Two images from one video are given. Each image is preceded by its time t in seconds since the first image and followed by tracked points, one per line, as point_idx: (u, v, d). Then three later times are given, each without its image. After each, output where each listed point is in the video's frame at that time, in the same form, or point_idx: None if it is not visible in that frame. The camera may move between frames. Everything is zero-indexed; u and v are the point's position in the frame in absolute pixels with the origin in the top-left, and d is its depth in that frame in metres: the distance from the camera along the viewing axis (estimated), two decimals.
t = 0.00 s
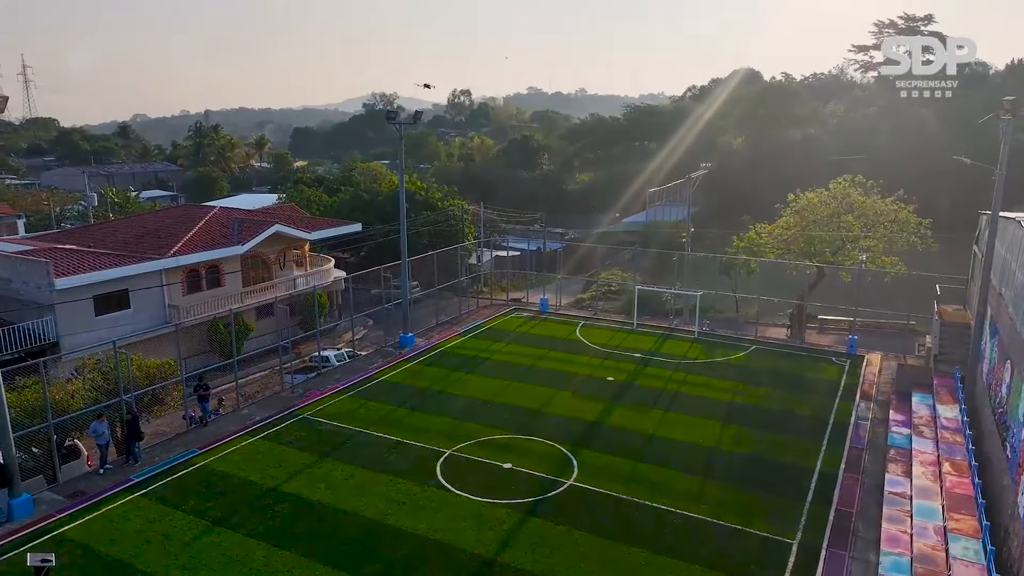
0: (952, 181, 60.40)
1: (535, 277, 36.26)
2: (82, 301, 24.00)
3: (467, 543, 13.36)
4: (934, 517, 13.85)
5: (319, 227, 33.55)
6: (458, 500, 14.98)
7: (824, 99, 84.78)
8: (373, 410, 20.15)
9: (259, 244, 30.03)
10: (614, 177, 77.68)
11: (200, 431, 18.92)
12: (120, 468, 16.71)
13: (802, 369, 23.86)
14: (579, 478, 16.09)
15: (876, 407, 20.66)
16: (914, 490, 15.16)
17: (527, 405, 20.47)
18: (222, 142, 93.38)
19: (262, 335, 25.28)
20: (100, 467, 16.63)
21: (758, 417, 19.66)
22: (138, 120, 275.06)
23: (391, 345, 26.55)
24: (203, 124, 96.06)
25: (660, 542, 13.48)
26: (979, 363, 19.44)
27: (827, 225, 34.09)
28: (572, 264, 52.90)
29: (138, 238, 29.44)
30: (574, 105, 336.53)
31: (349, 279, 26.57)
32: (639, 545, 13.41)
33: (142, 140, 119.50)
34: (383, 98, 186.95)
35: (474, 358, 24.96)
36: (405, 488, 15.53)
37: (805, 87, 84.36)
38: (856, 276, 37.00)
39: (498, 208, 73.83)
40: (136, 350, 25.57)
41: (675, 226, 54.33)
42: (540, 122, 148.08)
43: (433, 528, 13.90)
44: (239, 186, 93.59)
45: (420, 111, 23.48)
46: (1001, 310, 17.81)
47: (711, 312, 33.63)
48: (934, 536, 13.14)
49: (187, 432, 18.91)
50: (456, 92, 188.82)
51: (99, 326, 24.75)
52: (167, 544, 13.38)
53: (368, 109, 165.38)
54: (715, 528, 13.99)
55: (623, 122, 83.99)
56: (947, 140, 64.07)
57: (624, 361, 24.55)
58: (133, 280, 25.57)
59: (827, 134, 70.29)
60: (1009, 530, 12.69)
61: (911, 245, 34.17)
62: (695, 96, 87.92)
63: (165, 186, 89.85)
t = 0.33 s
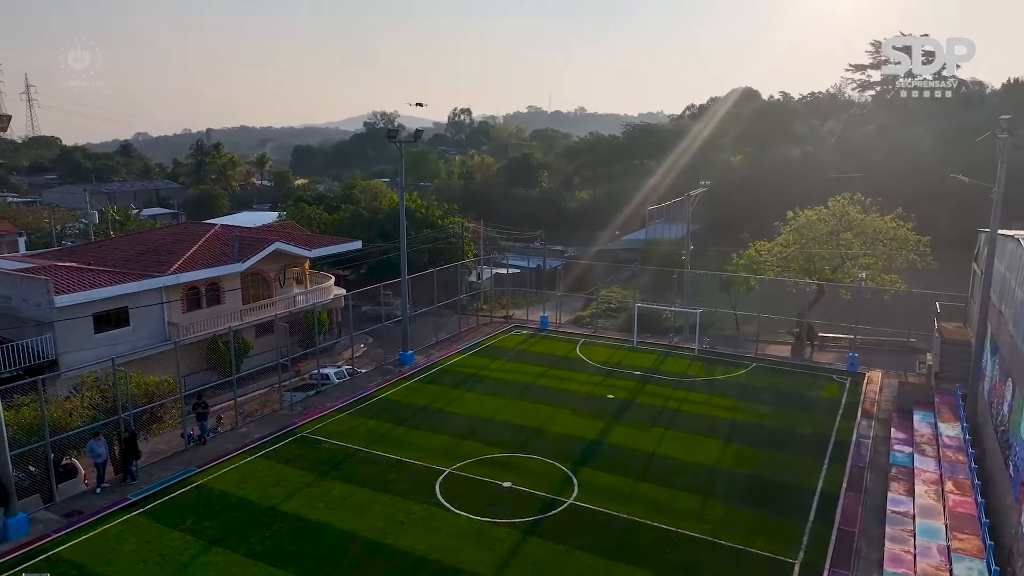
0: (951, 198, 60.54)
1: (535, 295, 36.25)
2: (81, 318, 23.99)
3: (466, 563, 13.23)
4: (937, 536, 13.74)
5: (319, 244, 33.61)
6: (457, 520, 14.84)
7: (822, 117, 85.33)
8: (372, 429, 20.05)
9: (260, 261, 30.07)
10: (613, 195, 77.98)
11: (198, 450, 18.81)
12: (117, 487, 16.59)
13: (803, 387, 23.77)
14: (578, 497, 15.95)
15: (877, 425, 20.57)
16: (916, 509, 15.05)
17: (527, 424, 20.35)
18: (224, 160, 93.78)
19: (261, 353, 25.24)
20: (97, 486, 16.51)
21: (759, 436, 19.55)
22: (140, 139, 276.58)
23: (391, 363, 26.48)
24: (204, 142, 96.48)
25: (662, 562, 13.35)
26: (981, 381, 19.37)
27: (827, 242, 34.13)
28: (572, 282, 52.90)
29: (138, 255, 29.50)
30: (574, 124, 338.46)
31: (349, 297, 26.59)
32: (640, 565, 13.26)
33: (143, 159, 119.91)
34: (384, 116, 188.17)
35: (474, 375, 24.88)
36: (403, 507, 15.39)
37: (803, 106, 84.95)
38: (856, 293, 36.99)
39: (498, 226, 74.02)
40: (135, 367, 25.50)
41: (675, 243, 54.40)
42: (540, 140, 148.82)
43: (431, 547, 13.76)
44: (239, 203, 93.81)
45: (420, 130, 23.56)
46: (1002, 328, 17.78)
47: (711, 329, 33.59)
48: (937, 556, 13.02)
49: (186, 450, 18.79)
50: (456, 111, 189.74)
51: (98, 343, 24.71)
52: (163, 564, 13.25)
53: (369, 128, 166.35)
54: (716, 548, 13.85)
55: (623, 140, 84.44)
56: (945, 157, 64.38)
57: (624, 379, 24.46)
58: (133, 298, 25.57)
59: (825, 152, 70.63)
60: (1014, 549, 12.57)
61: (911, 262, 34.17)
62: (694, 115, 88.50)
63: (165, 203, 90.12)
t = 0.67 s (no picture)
0: (951, 216, 60.78)
1: (535, 313, 36.25)
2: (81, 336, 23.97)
3: None
4: (941, 557, 13.64)
5: (319, 261, 33.70)
6: (456, 540, 14.71)
7: (820, 136, 85.86)
8: (371, 447, 19.97)
9: (260, 279, 30.15)
10: (613, 213, 78.26)
11: (196, 469, 18.70)
12: (114, 506, 16.46)
13: (804, 405, 23.69)
14: (578, 517, 15.83)
15: (879, 443, 20.50)
16: (919, 529, 14.95)
17: (526, 443, 20.26)
18: (224, 178, 94.27)
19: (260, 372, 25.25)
20: (94, 505, 16.39)
21: (760, 454, 19.44)
22: (142, 157, 278.24)
23: (391, 381, 26.42)
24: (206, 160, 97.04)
25: None
26: (982, 399, 19.30)
27: (827, 260, 34.20)
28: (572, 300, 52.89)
29: (139, 273, 29.57)
30: (573, 143, 340.48)
31: (349, 315, 26.61)
32: None
33: (144, 178, 120.45)
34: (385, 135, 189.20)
35: (474, 394, 24.81)
36: (402, 527, 15.27)
37: (800, 125, 85.57)
38: (856, 311, 37.00)
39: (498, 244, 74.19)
40: (134, 386, 25.43)
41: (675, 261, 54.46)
42: (539, 159, 149.61)
43: (431, 567, 13.63)
44: (240, 221, 94.11)
45: (421, 149, 23.71)
46: (1002, 346, 17.78)
47: (711, 347, 33.55)
48: None
49: (184, 469, 18.67)
50: (456, 130, 190.75)
51: (97, 361, 24.66)
52: None
53: (370, 147, 167.35)
54: (719, 568, 13.70)
55: (622, 159, 84.94)
56: (942, 176, 64.75)
57: (624, 397, 24.40)
58: (132, 315, 25.58)
59: (824, 171, 70.98)
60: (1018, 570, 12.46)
61: (910, 280, 34.43)
62: (693, 134, 89.08)
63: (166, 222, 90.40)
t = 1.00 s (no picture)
0: (949, 235, 61.01)
1: (535, 331, 36.23)
2: (80, 355, 23.92)
3: None
4: None
5: (318, 280, 33.73)
6: (455, 561, 14.56)
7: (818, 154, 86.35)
8: (369, 466, 19.84)
9: (260, 297, 30.16)
10: (613, 231, 78.54)
11: (194, 488, 18.57)
12: (110, 527, 16.33)
13: (805, 424, 23.59)
14: (579, 537, 15.69)
15: (881, 462, 20.38)
16: (922, 550, 14.82)
17: (526, 462, 20.12)
18: (225, 197, 94.70)
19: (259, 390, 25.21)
20: (90, 526, 16.26)
21: (761, 474, 19.31)
22: (142, 175, 279.60)
23: (390, 400, 26.32)
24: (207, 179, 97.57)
25: None
26: (984, 418, 19.19)
27: (826, 278, 34.24)
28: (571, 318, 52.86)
29: (138, 291, 29.57)
30: (573, 162, 342.32)
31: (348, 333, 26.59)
32: None
33: (145, 196, 120.96)
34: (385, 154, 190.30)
35: (473, 413, 24.69)
36: (400, 548, 15.13)
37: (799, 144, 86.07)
38: (857, 330, 36.96)
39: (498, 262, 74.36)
40: (132, 404, 25.34)
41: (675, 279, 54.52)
42: (539, 177, 150.25)
43: None
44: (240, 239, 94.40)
45: (421, 168, 23.81)
46: (1003, 364, 17.73)
47: (711, 365, 33.49)
48: None
49: (181, 489, 18.54)
50: (456, 149, 191.27)
51: (95, 380, 24.58)
52: None
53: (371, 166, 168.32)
54: None
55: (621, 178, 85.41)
56: (940, 195, 64.98)
57: (625, 416, 24.28)
58: (132, 334, 25.56)
59: (822, 189, 71.31)
60: None
61: (910, 298, 34.40)
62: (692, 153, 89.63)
63: (166, 240, 90.69)
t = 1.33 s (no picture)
0: (948, 253, 61.11)
1: (535, 350, 36.15)
2: (79, 373, 23.87)
3: None
4: None
5: (318, 298, 33.73)
6: None
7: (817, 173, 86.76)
8: (368, 486, 19.70)
9: (260, 316, 30.16)
10: (612, 250, 78.69)
11: (191, 508, 18.45)
12: (107, 547, 16.21)
13: (806, 443, 23.46)
14: (579, 558, 15.53)
15: (883, 482, 20.23)
16: (926, 571, 14.66)
17: (526, 481, 19.99)
18: (226, 216, 95.10)
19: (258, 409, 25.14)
20: (86, 547, 16.15)
21: (763, 494, 19.15)
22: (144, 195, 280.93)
23: (389, 419, 26.20)
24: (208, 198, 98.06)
25: None
26: (987, 438, 19.10)
27: (826, 297, 34.23)
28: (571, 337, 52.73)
29: (138, 309, 29.56)
30: (572, 181, 344.05)
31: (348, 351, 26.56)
32: None
33: (146, 215, 121.49)
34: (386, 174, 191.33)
35: (472, 432, 24.57)
36: (399, 569, 14.97)
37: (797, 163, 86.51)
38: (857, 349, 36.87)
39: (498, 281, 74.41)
40: (131, 423, 25.22)
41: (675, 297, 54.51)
42: (539, 197, 150.91)
43: None
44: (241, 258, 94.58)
45: (421, 186, 23.93)
46: (1004, 382, 17.67)
47: (712, 383, 33.39)
48: None
49: (178, 509, 18.41)
50: (456, 168, 191.86)
51: (94, 398, 24.50)
52: None
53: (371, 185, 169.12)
54: None
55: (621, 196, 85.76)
56: (939, 213, 65.21)
57: (625, 435, 24.17)
58: (131, 352, 25.54)
59: (821, 208, 71.59)
60: None
61: (910, 317, 34.37)
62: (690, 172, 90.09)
63: (167, 258, 90.92)
